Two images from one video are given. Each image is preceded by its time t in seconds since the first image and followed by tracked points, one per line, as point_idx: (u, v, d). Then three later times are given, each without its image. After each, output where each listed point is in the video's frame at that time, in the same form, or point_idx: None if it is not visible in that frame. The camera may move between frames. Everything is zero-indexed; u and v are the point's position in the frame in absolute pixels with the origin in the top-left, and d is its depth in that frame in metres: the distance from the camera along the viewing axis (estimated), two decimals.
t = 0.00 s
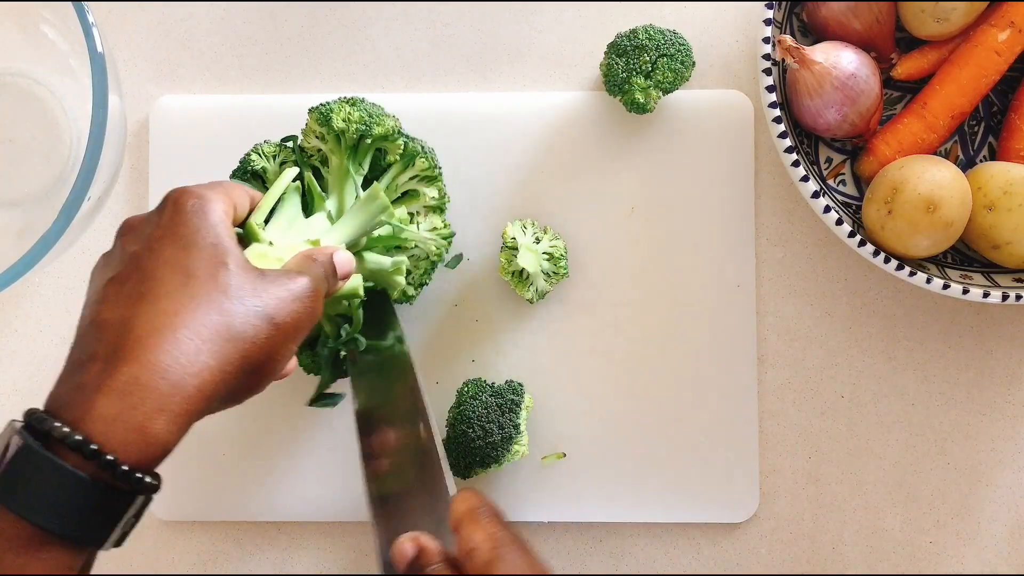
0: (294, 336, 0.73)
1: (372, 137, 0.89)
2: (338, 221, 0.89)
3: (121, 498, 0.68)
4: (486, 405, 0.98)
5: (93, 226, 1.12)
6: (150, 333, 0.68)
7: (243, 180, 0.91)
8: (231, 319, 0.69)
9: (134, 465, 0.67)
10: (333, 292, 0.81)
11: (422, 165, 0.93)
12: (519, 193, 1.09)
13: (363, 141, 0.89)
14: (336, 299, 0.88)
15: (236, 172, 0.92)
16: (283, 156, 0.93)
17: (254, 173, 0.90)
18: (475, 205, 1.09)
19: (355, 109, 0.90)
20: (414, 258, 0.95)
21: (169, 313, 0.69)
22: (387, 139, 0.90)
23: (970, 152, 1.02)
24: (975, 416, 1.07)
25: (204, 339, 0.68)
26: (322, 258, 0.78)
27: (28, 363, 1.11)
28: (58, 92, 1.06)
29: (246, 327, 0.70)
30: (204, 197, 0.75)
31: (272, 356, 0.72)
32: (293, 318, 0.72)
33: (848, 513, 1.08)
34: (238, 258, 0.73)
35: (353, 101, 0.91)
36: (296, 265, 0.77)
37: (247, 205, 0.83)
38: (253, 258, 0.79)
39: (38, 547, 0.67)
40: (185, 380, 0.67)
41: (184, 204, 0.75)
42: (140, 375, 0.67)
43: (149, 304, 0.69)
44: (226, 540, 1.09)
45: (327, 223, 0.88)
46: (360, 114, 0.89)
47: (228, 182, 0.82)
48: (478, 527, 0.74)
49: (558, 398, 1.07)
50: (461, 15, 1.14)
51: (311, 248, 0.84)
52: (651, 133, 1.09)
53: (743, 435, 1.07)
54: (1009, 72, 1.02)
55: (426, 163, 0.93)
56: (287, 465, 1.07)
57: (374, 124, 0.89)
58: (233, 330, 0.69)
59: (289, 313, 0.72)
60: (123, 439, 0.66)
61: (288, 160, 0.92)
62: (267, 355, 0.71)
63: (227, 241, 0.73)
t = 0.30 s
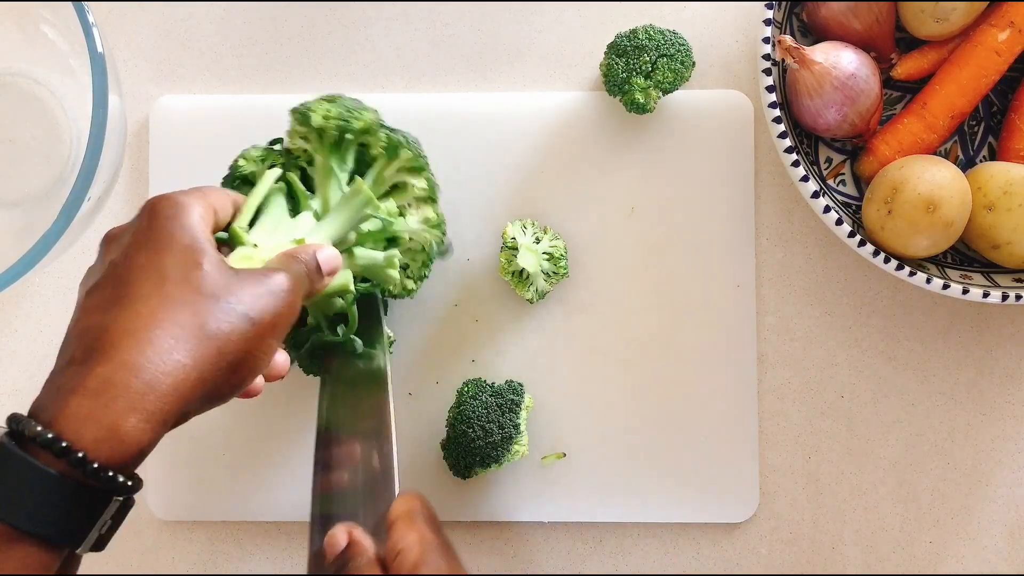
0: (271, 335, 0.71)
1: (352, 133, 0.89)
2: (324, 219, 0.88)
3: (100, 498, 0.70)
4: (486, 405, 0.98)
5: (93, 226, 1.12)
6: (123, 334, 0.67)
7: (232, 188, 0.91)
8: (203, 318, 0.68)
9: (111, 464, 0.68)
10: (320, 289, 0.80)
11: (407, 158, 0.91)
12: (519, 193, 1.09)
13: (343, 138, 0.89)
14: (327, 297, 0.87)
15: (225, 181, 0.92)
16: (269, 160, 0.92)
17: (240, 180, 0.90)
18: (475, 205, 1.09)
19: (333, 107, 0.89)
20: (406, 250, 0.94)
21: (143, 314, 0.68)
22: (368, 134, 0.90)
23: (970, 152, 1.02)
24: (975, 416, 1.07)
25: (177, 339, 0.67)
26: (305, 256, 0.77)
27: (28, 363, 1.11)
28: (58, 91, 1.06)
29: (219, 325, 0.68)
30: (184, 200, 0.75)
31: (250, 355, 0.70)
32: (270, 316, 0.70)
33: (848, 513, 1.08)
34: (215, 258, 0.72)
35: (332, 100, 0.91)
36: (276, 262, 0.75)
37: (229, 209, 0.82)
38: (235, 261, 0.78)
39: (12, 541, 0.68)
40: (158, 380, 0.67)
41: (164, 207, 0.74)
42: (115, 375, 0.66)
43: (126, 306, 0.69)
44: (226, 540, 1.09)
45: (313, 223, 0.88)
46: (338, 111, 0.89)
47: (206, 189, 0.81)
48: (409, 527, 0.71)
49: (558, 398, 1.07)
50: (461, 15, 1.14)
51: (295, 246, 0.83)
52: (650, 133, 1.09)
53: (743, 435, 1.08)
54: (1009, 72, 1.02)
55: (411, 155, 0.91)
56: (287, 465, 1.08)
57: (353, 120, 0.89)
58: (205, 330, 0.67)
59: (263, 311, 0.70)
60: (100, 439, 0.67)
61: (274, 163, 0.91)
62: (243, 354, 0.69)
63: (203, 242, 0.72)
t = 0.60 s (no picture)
0: (241, 342, 0.72)
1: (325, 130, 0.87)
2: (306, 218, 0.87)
3: (73, 508, 0.70)
4: (486, 405, 0.98)
5: (93, 226, 1.12)
6: (93, 346, 0.68)
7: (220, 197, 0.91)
8: (171, 327, 0.69)
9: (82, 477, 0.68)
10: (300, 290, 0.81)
11: (385, 149, 0.89)
12: (519, 193, 1.09)
13: (317, 135, 0.87)
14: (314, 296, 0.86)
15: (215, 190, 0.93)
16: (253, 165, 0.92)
17: (227, 188, 0.91)
18: (475, 204, 1.09)
19: (304, 104, 0.87)
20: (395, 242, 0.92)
21: (113, 325, 0.69)
22: (342, 130, 0.88)
23: (970, 152, 1.02)
24: (975, 416, 1.07)
25: (145, 348, 0.68)
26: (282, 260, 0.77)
27: (29, 363, 1.11)
28: (58, 91, 1.06)
29: (187, 333, 0.69)
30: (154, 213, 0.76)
31: (220, 363, 0.71)
32: (238, 323, 0.71)
33: (848, 513, 1.08)
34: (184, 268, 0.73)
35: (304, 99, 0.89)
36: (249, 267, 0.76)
37: (204, 219, 0.82)
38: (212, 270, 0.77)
39: None
40: (126, 391, 0.67)
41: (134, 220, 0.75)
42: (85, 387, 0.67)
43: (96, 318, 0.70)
44: (226, 540, 1.09)
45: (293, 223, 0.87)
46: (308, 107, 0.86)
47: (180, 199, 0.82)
48: (353, 523, 0.74)
49: (558, 397, 1.07)
50: (461, 15, 1.14)
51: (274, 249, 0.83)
52: (650, 133, 1.09)
53: (743, 434, 1.08)
54: (1009, 72, 1.02)
55: (387, 144, 0.88)
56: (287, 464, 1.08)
57: (324, 116, 0.86)
58: (173, 338, 0.68)
59: (231, 318, 0.70)
60: (69, 452, 0.67)
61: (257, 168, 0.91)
62: (212, 362, 0.70)
63: (173, 252, 0.73)
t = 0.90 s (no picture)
0: (208, 339, 0.70)
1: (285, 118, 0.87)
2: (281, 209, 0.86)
3: (47, 509, 0.71)
4: (487, 406, 0.98)
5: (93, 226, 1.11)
6: (62, 351, 0.68)
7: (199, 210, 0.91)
8: (137, 328, 0.68)
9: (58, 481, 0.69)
10: (279, 280, 0.80)
11: (350, 128, 0.89)
12: (519, 193, 1.09)
13: (280, 126, 0.87)
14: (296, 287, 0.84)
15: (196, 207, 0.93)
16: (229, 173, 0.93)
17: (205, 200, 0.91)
18: (475, 205, 1.09)
19: (263, 99, 0.88)
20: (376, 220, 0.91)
21: (81, 329, 0.69)
22: (303, 116, 0.88)
23: (970, 152, 1.03)
24: (976, 416, 1.07)
25: (113, 351, 0.68)
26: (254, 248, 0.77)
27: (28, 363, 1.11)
28: (58, 91, 1.05)
29: (153, 333, 0.68)
30: (125, 219, 0.76)
31: (189, 362, 0.70)
32: (203, 321, 0.70)
33: (848, 513, 1.08)
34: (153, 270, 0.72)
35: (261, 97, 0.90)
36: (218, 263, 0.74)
37: (180, 226, 0.83)
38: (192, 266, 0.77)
39: None
40: (96, 394, 0.68)
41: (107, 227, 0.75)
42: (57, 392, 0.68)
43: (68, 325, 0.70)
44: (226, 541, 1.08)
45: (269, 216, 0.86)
46: (268, 100, 0.87)
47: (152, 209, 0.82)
48: (310, 525, 0.74)
49: (558, 398, 1.07)
50: (461, 16, 1.14)
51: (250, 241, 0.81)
52: (650, 132, 1.09)
53: (743, 434, 1.07)
54: (1009, 72, 1.02)
55: (353, 124, 0.89)
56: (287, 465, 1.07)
57: (282, 106, 0.87)
58: (139, 339, 0.68)
59: (195, 317, 0.69)
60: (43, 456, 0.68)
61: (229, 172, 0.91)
62: (179, 361, 0.70)
63: (140, 255, 0.73)
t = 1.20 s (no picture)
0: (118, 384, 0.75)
1: (247, 137, 0.86)
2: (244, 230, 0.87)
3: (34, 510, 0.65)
4: (487, 407, 0.98)
5: (93, 226, 1.11)
6: (9, 386, 0.77)
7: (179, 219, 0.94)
8: (62, 372, 0.75)
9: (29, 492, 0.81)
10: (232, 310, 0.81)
11: (315, 145, 0.87)
12: (519, 194, 1.09)
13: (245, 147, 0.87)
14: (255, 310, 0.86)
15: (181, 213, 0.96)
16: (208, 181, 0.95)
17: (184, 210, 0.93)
18: (474, 205, 1.09)
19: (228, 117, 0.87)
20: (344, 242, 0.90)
21: (23, 366, 0.77)
22: (268, 136, 0.87)
23: (970, 152, 1.03)
24: (976, 416, 1.07)
25: (41, 390, 0.76)
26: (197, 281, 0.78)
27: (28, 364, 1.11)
28: (58, 91, 1.05)
29: (76, 378, 0.75)
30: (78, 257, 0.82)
31: (108, 404, 0.75)
32: (121, 367, 0.74)
33: (848, 513, 1.07)
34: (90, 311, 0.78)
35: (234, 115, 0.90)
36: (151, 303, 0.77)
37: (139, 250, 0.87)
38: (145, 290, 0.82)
39: None
40: (37, 428, 0.76)
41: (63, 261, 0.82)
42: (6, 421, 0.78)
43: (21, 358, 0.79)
44: (226, 541, 1.08)
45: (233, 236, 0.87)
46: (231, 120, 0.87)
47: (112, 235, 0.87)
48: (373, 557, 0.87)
49: (558, 398, 1.07)
50: (461, 16, 1.14)
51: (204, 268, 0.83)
52: (650, 133, 1.09)
53: (743, 434, 1.07)
54: (1009, 72, 1.02)
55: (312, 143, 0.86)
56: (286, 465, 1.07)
57: (244, 127, 0.86)
58: (59, 383, 0.75)
59: (106, 364, 0.74)
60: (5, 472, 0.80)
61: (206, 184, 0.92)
62: (100, 400, 0.75)
63: (77, 296, 0.78)
